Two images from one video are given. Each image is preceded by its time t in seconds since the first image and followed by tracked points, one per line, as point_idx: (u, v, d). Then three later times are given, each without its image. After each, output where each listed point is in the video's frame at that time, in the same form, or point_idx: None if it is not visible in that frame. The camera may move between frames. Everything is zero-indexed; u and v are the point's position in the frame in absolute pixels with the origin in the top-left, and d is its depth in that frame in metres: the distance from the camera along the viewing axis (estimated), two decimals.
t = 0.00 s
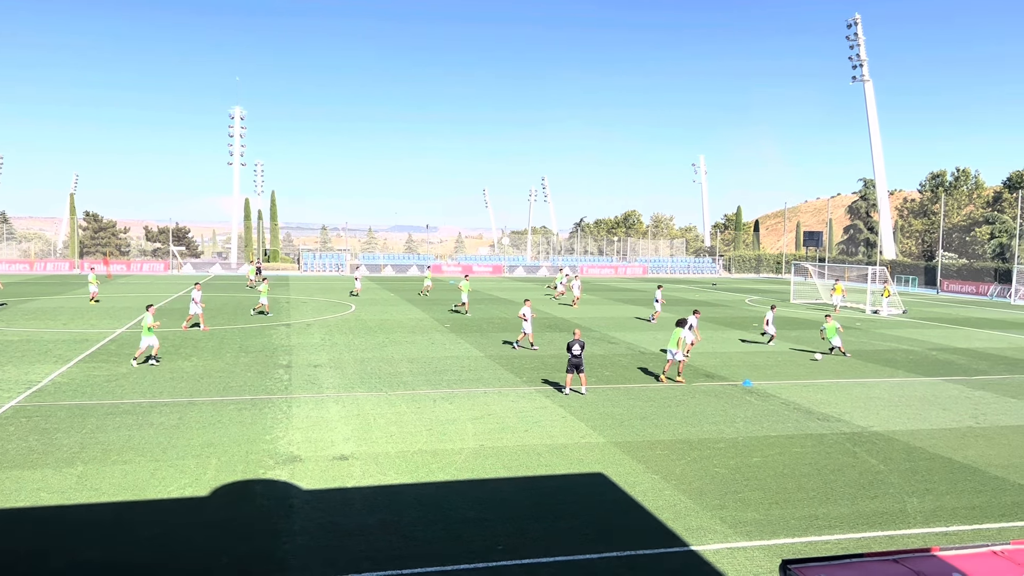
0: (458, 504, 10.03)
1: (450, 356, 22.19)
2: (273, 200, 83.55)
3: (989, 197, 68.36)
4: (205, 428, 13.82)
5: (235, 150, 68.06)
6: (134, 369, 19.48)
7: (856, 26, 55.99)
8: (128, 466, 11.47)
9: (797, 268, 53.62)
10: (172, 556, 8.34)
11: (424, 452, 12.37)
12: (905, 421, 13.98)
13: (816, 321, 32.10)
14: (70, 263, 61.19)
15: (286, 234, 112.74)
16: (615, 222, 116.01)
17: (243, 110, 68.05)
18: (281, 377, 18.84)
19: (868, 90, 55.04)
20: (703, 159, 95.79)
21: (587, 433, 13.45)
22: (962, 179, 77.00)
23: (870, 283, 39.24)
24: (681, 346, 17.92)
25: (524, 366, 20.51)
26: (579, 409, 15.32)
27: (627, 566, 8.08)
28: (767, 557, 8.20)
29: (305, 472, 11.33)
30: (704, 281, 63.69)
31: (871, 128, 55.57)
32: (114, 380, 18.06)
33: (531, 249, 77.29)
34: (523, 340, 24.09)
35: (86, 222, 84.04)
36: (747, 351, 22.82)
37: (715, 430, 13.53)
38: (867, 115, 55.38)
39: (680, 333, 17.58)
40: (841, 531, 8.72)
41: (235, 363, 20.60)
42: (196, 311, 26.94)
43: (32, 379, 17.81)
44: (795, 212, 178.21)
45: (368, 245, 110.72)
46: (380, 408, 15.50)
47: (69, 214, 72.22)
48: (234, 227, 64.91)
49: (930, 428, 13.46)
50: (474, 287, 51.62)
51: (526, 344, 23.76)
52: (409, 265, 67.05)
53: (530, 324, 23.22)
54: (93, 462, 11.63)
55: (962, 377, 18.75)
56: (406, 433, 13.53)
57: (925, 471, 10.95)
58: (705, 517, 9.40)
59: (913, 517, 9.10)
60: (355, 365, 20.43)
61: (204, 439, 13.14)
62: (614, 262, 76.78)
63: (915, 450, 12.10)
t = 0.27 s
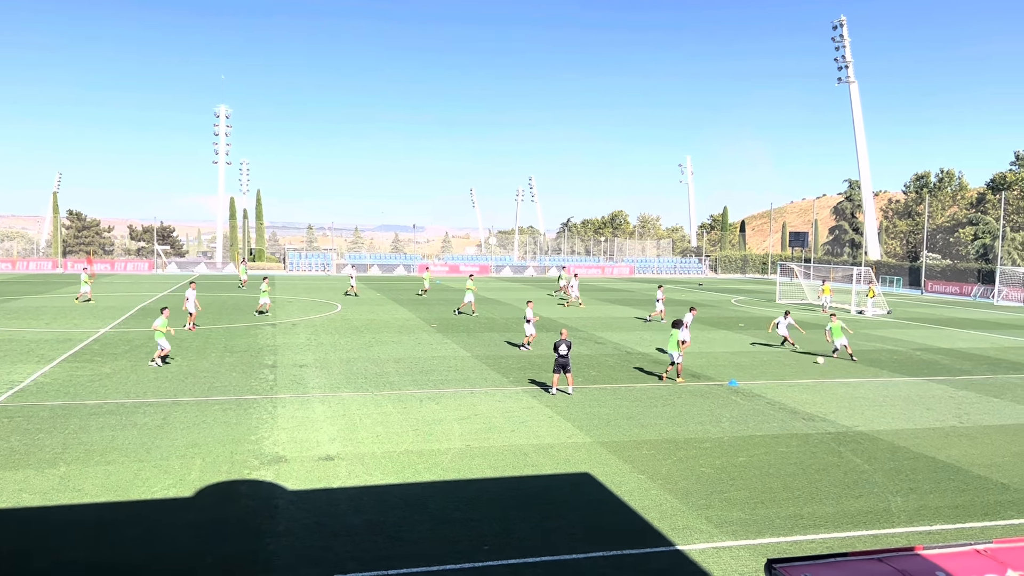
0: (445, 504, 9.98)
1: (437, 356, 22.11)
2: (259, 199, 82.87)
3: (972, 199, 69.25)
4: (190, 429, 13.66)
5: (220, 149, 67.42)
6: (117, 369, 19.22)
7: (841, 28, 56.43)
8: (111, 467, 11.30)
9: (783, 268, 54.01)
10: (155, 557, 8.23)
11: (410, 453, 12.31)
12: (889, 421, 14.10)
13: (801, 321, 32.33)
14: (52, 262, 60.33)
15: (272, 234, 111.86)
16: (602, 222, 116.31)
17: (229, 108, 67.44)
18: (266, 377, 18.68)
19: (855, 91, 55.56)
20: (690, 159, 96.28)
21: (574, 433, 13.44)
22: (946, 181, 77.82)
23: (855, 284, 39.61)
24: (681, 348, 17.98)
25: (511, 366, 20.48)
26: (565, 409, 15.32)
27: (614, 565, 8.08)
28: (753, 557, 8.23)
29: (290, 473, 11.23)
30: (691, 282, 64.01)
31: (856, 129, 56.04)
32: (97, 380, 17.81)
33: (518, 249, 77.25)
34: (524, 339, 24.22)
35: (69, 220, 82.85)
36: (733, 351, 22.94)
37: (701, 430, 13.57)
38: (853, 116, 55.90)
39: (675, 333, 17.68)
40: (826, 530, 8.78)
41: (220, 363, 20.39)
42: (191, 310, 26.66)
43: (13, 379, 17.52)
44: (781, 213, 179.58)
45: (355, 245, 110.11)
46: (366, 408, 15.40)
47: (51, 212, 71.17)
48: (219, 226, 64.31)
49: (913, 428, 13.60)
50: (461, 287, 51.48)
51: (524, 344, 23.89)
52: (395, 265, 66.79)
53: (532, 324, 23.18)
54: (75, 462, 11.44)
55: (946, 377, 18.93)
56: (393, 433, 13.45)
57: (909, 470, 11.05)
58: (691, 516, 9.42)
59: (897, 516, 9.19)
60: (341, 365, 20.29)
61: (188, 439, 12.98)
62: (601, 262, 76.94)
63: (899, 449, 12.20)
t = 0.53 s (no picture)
0: (432, 504, 9.93)
1: (424, 355, 22.02)
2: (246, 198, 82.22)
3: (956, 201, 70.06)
4: (176, 429, 13.51)
5: (208, 147, 66.86)
6: (103, 368, 18.97)
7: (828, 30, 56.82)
8: (96, 467, 11.15)
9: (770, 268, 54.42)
10: (140, 557, 8.13)
11: (398, 453, 12.24)
12: (875, 421, 14.22)
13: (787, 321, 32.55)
14: (37, 261, 59.56)
15: (259, 233, 111.07)
16: (591, 222, 116.60)
17: (216, 107, 66.89)
18: (253, 376, 18.54)
19: (841, 92, 56.03)
20: (678, 160, 96.74)
21: (562, 433, 13.45)
22: (931, 182, 78.57)
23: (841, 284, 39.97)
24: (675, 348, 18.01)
25: (498, 366, 20.46)
26: (553, 409, 15.31)
27: (601, 565, 8.07)
28: (740, 556, 8.25)
29: (277, 473, 11.13)
30: (678, 282, 64.32)
31: (843, 131, 56.46)
32: (82, 380, 17.57)
33: (506, 249, 77.23)
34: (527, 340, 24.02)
35: (54, 219, 81.75)
36: (720, 351, 23.06)
37: (688, 429, 13.63)
38: (839, 117, 56.38)
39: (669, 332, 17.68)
40: (813, 529, 8.82)
41: (206, 363, 20.20)
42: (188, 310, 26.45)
43: None
44: (768, 214, 180.85)
45: (342, 244, 109.50)
46: (353, 408, 15.32)
47: (36, 211, 70.21)
48: (206, 225, 63.76)
49: (898, 428, 13.71)
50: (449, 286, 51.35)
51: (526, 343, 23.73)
52: (383, 264, 66.57)
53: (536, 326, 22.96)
54: (60, 463, 11.27)
55: (931, 377, 19.13)
56: (380, 433, 13.39)
57: (894, 470, 11.14)
58: (678, 516, 9.44)
59: (882, 515, 9.26)
60: (329, 365, 20.17)
61: (174, 439, 12.83)
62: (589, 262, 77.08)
63: (884, 449, 12.30)
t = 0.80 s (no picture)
0: (422, 504, 9.89)
1: (414, 355, 21.95)
2: (235, 197, 81.67)
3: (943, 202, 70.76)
4: (164, 429, 13.39)
5: (196, 146, 66.35)
6: (89, 368, 18.77)
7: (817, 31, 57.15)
8: (83, 467, 11.02)
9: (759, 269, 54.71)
10: (128, 558, 8.04)
11: (387, 453, 12.19)
12: (863, 421, 14.32)
13: (776, 321, 32.74)
14: (22, 259, 58.90)
15: (248, 232, 110.40)
16: (581, 222, 116.79)
17: (205, 105, 66.42)
18: (241, 376, 18.41)
19: (830, 93, 56.41)
20: (667, 160, 97.02)
21: (551, 432, 13.45)
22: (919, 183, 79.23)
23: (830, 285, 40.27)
24: (666, 348, 18.03)
25: (488, 366, 20.44)
26: (543, 408, 15.31)
27: (592, 565, 8.07)
28: (729, 556, 8.28)
29: (266, 473, 11.05)
30: (668, 283, 64.54)
31: (832, 132, 56.86)
32: (69, 380, 17.38)
33: (496, 249, 77.18)
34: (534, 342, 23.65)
35: (40, 217, 80.82)
36: (710, 351, 23.16)
37: (678, 429, 13.66)
38: (828, 119, 56.76)
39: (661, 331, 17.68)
40: (801, 529, 8.87)
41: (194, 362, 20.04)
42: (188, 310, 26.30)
43: None
44: (757, 214, 181.91)
45: (332, 244, 109.00)
46: (343, 408, 15.23)
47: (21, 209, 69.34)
48: (194, 225, 63.29)
49: (886, 428, 13.81)
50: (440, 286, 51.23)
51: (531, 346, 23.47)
52: (373, 264, 66.33)
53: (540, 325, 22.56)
54: (46, 463, 11.13)
55: (918, 377, 19.30)
56: (369, 433, 13.33)
57: (882, 469, 11.21)
58: (667, 516, 9.46)
59: (870, 515, 9.32)
60: (318, 365, 20.06)
61: (163, 439, 12.72)
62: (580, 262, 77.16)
63: (872, 449, 12.39)
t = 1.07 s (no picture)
0: (413, 504, 9.86)
1: (405, 355, 21.89)
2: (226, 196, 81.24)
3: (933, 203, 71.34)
4: (155, 428, 13.28)
5: (187, 144, 65.93)
6: (79, 367, 18.60)
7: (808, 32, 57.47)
8: (72, 467, 10.91)
9: (750, 269, 54.95)
10: (116, 559, 7.96)
11: (378, 452, 12.15)
12: (853, 420, 14.41)
13: (767, 321, 32.87)
14: (11, 258, 58.37)
15: (239, 231, 109.92)
16: (573, 222, 116.94)
17: (196, 103, 66.02)
18: (232, 375, 18.30)
19: (821, 94, 56.71)
20: (659, 161, 97.28)
21: (543, 432, 13.45)
22: (910, 184, 79.81)
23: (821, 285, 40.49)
24: (660, 348, 18.04)
25: (480, 365, 20.40)
26: (534, 408, 15.31)
27: (583, 564, 8.07)
28: (719, 555, 8.30)
29: (256, 473, 10.99)
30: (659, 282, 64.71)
31: (823, 133, 57.17)
32: (58, 379, 17.21)
33: (488, 249, 77.15)
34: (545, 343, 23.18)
35: (29, 216, 80.07)
36: (701, 351, 23.23)
37: (669, 429, 13.69)
38: (819, 119, 57.06)
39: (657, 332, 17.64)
40: (792, 528, 8.90)
41: (185, 361, 19.90)
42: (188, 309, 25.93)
43: None
44: (748, 214, 182.84)
45: (323, 243, 108.59)
46: (334, 408, 15.15)
47: (10, 207, 68.67)
48: (185, 223, 62.91)
49: (876, 427, 13.89)
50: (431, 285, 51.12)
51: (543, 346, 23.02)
52: (364, 263, 66.13)
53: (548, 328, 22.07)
54: (34, 463, 11.01)
55: (908, 377, 19.44)
56: (360, 433, 13.27)
57: (872, 469, 11.27)
58: (659, 515, 9.46)
59: (860, 514, 9.37)
60: (309, 364, 19.96)
61: (153, 438, 12.62)
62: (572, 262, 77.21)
63: (862, 448, 12.45)
